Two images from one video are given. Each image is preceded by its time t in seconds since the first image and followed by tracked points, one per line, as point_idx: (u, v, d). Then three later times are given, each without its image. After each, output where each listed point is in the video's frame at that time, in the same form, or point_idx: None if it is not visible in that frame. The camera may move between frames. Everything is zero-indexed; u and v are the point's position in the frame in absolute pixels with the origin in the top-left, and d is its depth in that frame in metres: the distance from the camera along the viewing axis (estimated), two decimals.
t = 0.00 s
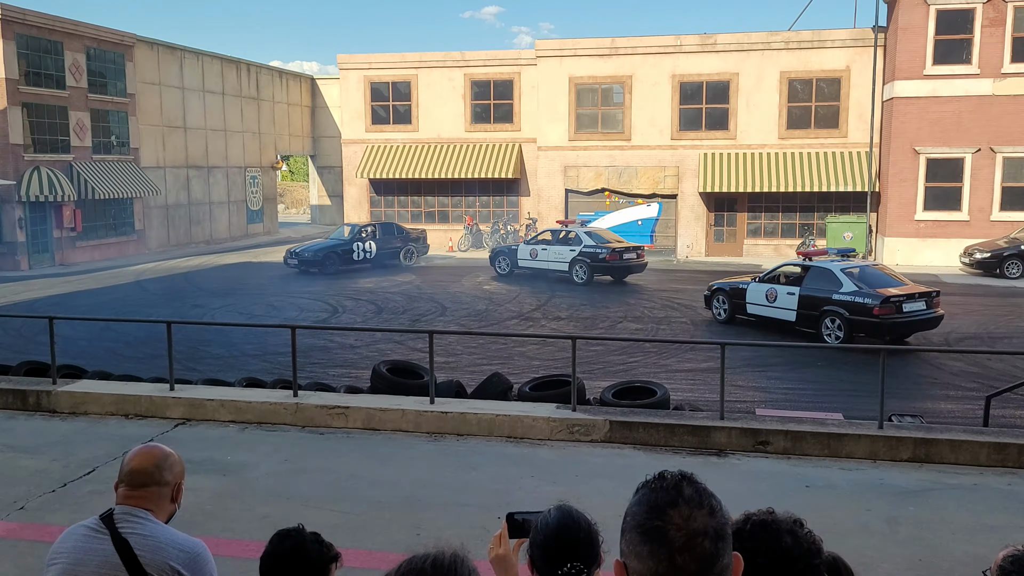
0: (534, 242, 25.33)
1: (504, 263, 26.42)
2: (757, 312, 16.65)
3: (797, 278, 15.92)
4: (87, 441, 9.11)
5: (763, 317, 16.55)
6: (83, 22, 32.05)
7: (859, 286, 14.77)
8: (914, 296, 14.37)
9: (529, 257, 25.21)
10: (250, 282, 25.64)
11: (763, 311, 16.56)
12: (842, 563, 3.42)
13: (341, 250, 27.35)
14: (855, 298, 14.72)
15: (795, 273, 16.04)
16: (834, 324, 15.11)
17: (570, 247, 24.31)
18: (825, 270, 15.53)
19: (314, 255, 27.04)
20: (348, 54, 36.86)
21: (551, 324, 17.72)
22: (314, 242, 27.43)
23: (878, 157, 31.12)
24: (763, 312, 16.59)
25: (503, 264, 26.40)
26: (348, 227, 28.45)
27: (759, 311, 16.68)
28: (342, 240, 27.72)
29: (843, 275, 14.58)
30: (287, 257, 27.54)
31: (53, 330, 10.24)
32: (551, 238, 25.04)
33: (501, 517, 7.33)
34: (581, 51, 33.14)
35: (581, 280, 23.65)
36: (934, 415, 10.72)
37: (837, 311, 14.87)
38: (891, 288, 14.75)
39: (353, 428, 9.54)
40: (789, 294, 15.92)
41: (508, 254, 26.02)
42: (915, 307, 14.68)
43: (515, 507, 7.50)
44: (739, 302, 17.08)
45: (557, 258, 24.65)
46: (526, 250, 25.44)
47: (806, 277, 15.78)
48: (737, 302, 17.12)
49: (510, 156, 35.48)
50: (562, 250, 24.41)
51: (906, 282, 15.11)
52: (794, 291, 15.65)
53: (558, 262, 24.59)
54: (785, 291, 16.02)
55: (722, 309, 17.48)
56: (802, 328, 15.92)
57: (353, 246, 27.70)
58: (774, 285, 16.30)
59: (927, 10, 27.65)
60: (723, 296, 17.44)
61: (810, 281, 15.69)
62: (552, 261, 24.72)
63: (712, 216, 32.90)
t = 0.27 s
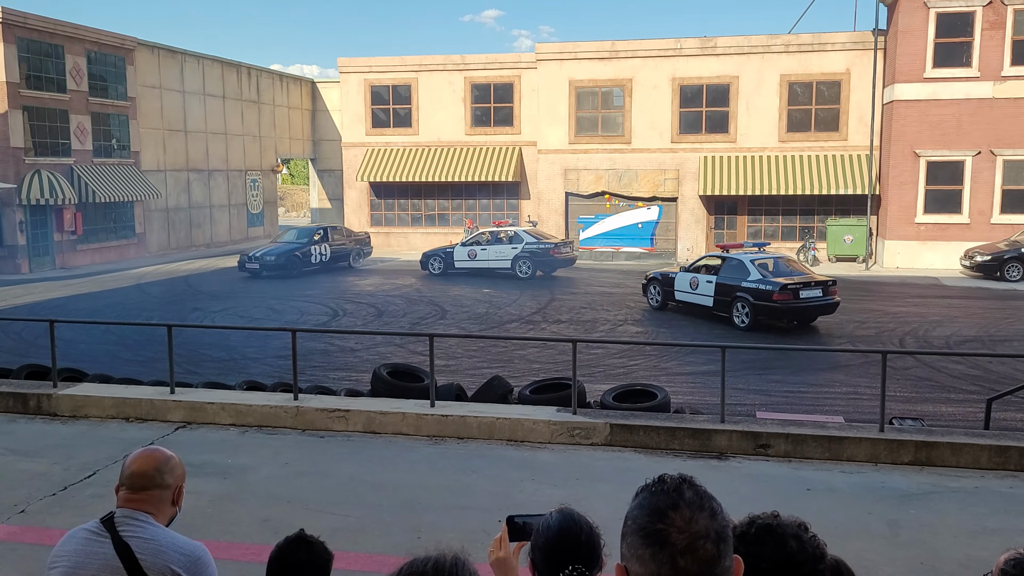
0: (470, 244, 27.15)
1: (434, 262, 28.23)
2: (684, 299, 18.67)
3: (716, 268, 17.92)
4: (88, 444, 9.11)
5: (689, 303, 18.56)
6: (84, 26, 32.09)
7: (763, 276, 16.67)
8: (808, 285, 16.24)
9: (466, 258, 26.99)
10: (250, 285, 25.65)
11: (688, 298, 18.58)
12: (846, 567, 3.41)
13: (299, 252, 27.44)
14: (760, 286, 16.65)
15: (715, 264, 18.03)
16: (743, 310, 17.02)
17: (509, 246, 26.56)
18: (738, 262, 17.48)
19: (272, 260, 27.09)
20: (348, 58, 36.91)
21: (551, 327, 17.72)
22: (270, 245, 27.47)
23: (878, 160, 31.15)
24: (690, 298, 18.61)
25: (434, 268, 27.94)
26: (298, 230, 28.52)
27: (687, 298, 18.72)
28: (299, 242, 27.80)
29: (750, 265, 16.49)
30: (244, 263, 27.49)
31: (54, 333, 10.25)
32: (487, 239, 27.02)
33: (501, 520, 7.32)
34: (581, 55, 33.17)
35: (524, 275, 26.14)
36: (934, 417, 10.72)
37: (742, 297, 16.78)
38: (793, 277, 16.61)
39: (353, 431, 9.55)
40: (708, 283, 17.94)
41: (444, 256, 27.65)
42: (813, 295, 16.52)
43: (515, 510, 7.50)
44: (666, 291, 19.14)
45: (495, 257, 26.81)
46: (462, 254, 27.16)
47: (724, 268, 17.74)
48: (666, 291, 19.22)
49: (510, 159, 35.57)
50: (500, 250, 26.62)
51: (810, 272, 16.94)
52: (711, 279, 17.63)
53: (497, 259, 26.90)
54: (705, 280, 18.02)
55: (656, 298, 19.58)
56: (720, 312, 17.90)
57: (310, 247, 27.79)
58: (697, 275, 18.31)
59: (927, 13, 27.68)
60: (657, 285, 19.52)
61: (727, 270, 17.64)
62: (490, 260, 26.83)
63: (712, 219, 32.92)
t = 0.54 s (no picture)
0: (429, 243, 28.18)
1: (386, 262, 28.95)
2: (623, 287, 21.18)
3: (651, 259, 20.37)
4: (99, 447, 9.15)
5: (628, 290, 21.07)
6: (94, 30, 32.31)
7: (692, 265, 19.07)
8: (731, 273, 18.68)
9: (425, 257, 27.90)
10: (257, 287, 25.70)
11: (628, 286, 21.13)
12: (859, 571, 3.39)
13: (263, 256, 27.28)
14: (689, 274, 19.05)
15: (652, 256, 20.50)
16: (673, 295, 19.40)
17: (471, 245, 27.90)
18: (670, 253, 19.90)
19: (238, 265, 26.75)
20: (356, 61, 37.00)
21: (559, 330, 17.72)
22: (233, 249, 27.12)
23: (888, 162, 31.04)
24: (630, 287, 21.11)
25: (389, 269, 28.66)
26: (254, 235, 28.22)
27: (627, 287, 21.17)
28: (260, 247, 27.59)
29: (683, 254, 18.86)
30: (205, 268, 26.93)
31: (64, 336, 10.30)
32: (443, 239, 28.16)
33: (510, 523, 7.32)
34: (589, 57, 33.16)
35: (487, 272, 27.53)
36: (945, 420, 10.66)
37: (672, 282, 19.16)
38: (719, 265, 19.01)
39: (362, 433, 9.56)
40: (645, 271, 20.42)
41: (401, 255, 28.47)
42: (734, 282, 18.94)
43: (524, 512, 7.50)
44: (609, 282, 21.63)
45: (455, 255, 28.01)
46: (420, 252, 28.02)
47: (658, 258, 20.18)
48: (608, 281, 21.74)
49: (518, 161, 35.63)
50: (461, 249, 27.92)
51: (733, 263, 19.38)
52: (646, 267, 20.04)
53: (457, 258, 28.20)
54: (642, 269, 20.48)
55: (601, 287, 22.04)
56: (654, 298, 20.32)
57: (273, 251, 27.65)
58: (636, 265, 20.76)
59: (936, 14, 27.62)
60: (602, 275, 22.10)
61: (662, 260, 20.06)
62: (451, 258, 28.03)
63: (720, 222, 32.87)
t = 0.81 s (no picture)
0: (420, 244, 29.33)
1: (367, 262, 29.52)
2: (591, 277, 23.74)
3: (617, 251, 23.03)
4: (140, 446, 9.31)
5: (596, 280, 23.63)
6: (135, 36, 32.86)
7: (655, 256, 21.72)
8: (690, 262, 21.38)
9: (423, 256, 28.99)
10: (293, 289, 25.97)
11: (595, 276, 23.71)
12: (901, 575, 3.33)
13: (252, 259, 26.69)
14: (652, 263, 21.72)
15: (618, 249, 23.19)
16: (638, 283, 22.01)
17: (461, 243, 29.67)
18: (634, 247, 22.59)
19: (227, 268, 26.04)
20: (391, 64, 37.27)
21: (593, 331, 17.68)
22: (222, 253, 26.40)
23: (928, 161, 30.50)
24: (597, 277, 23.68)
25: (382, 269, 29.19)
26: (235, 240, 27.54)
27: (596, 277, 23.72)
28: (246, 251, 26.99)
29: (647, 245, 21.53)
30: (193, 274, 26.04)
31: (106, 336, 10.50)
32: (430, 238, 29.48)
33: (545, 525, 7.31)
34: (623, 58, 33.05)
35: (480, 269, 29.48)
36: (988, 423, 10.44)
37: (637, 270, 21.75)
38: (678, 256, 21.72)
39: (397, 434, 9.62)
40: (612, 262, 23.05)
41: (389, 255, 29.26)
42: (692, 270, 21.62)
43: (559, 514, 7.48)
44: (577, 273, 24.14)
45: (447, 254, 29.54)
46: (415, 254, 29.10)
47: (624, 251, 22.83)
48: (578, 272, 24.33)
49: (552, 163, 35.61)
50: (454, 249, 29.56)
51: (690, 254, 22.08)
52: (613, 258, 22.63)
53: (447, 257, 29.74)
54: (610, 260, 23.10)
55: (572, 278, 24.55)
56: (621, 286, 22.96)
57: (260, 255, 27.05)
58: (604, 257, 23.37)
59: (979, 10, 27.12)
60: (572, 267, 24.63)
61: (628, 253, 22.64)
62: (443, 257, 29.54)
63: (757, 222, 32.55)
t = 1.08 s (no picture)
0: (431, 245, 29.47)
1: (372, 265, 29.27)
2: (578, 273, 25.84)
3: (608, 249, 25.25)
4: (200, 445, 9.51)
5: (585, 276, 25.68)
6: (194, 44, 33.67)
7: (649, 252, 24.13)
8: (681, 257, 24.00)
9: (439, 258, 29.29)
10: (346, 291, 26.29)
11: (581, 273, 25.83)
12: None
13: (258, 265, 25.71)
14: (648, 258, 24.18)
15: (606, 247, 25.39)
16: (634, 275, 24.31)
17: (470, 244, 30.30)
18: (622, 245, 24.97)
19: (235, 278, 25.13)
20: (442, 68, 37.56)
21: (645, 333, 17.56)
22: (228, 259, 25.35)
23: (992, 159, 29.67)
24: (583, 273, 25.79)
25: (400, 272, 29.19)
26: (236, 244, 26.36)
27: (584, 274, 25.77)
28: (251, 255, 25.82)
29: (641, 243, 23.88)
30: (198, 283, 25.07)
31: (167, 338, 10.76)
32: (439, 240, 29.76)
33: (597, 528, 7.28)
34: (675, 58, 32.79)
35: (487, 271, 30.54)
36: None
37: (635, 264, 24.02)
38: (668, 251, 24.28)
39: (449, 435, 9.67)
40: (603, 259, 25.24)
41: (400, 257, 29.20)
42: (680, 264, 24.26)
43: (611, 517, 7.44)
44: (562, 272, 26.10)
45: (457, 256, 29.98)
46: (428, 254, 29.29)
47: (613, 249, 25.09)
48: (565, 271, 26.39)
49: (603, 164, 35.49)
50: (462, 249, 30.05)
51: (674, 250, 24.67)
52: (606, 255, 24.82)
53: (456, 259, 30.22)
54: (601, 257, 25.29)
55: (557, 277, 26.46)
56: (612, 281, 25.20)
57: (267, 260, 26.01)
58: (593, 255, 25.49)
59: None
60: (557, 266, 26.54)
61: (618, 250, 24.94)
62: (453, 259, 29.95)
63: (813, 223, 31.98)
